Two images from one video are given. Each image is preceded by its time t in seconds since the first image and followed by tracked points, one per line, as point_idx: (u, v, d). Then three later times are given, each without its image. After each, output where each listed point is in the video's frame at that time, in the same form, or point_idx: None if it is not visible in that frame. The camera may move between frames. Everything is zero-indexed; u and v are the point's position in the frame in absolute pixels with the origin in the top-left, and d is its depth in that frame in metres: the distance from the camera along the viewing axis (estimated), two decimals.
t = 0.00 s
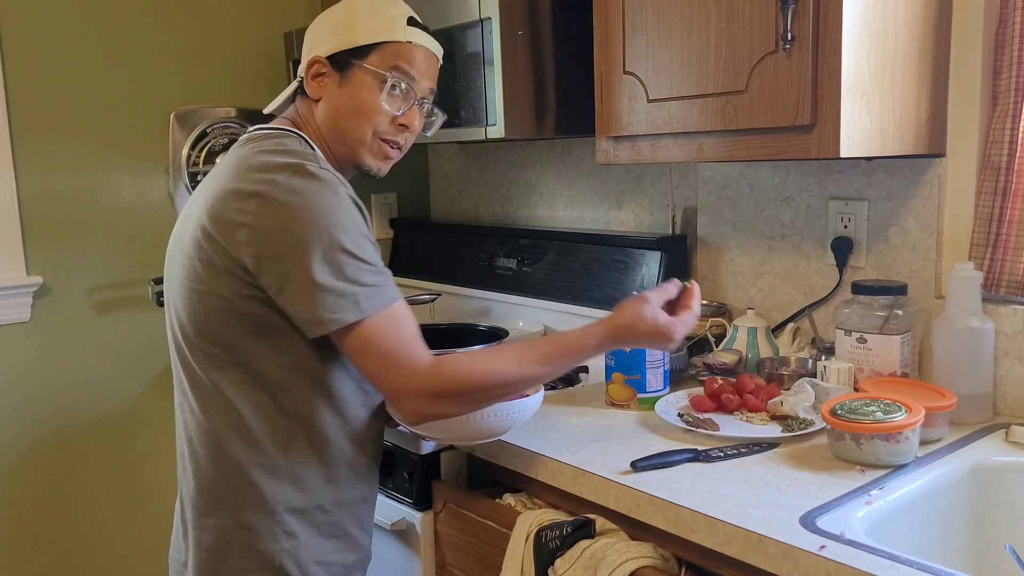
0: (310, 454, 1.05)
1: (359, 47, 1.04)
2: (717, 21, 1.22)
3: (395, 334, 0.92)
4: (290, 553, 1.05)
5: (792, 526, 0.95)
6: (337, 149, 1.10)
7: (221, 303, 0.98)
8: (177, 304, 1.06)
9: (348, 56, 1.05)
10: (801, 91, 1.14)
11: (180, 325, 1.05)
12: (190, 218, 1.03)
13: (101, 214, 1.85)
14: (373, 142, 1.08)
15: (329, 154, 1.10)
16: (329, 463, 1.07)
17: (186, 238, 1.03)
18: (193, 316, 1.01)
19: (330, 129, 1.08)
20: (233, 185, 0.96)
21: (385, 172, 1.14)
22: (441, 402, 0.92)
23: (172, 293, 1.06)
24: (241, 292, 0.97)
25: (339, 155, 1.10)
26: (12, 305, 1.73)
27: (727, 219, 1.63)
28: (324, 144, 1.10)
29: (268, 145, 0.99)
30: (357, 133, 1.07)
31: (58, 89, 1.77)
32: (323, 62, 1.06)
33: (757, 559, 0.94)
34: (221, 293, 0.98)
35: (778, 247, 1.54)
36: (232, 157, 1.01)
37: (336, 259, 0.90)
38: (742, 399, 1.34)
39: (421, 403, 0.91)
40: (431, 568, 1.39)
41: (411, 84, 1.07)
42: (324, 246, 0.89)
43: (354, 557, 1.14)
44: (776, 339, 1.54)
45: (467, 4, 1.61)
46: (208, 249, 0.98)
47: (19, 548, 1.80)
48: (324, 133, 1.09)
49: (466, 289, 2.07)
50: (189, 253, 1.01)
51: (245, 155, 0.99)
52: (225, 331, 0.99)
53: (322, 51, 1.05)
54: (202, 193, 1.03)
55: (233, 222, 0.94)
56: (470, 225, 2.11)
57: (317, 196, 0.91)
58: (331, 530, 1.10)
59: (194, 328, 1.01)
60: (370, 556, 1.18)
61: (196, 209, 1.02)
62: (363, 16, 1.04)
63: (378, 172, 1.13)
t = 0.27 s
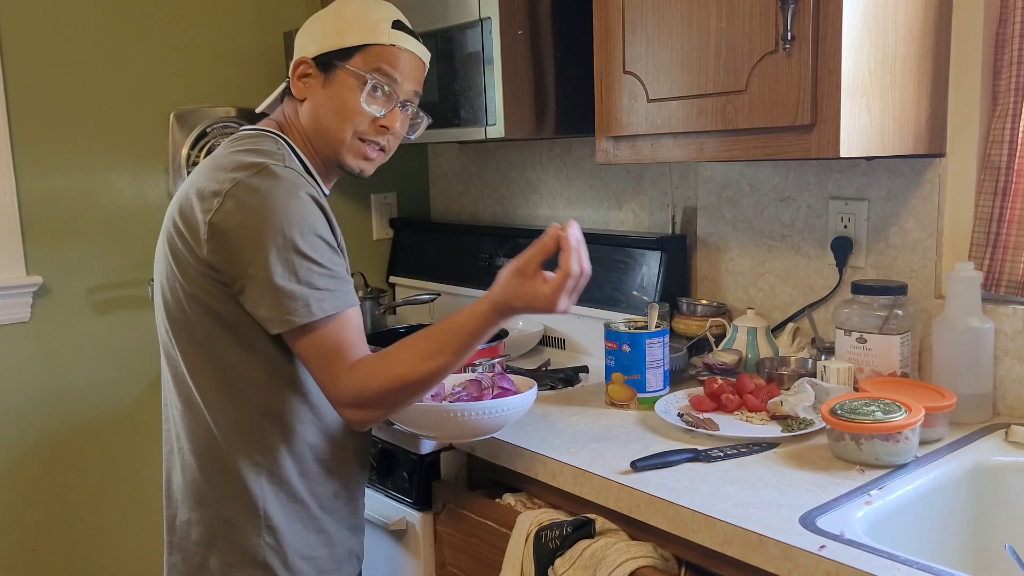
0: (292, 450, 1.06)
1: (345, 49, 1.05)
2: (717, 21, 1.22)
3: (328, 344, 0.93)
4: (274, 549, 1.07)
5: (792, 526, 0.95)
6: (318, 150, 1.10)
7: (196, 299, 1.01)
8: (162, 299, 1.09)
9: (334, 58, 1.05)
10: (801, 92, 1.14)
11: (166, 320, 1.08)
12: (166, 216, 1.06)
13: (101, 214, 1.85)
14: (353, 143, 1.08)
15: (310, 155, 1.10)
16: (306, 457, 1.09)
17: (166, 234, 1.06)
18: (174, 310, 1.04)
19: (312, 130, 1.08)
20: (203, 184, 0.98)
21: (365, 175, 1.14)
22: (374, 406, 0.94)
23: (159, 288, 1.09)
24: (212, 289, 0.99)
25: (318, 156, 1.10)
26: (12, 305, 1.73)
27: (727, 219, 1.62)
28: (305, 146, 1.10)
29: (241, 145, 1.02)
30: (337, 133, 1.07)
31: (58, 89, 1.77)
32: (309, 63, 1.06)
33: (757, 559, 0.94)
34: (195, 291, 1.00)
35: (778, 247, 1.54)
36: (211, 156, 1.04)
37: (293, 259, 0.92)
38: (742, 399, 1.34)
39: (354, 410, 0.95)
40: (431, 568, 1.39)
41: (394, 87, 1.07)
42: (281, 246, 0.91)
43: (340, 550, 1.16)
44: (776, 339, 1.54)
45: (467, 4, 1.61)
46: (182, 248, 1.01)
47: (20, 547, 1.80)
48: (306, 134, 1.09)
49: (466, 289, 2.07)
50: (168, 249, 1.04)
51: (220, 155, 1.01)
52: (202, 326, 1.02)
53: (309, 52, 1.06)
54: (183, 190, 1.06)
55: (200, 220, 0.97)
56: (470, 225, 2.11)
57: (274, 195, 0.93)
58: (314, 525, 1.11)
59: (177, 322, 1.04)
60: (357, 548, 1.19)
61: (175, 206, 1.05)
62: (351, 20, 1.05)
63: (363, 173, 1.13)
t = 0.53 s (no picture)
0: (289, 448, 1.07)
1: (344, 55, 1.05)
2: (717, 21, 1.22)
3: (301, 341, 0.94)
4: (267, 545, 1.07)
5: (792, 525, 0.95)
6: (309, 153, 1.10)
7: (184, 300, 1.01)
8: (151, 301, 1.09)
9: (333, 63, 1.05)
10: (801, 91, 1.14)
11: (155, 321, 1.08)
12: (154, 220, 1.06)
13: (101, 214, 1.85)
14: (348, 148, 1.08)
15: (301, 157, 1.10)
16: (301, 455, 1.09)
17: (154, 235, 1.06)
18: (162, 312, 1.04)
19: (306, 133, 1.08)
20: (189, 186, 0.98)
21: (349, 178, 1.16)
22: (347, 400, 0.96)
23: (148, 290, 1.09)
24: (198, 291, 0.99)
25: (309, 158, 1.11)
26: (13, 305, 1.73)
27: (726, 220, 1.63)
28: (297, 146, 1.10)
29: (228, 146, 1.02)
30: (332, 138, 1.07)
31: (58, 89, 1.77)
32: (306, 65, 1.05)
33: (757, 559, 0.94)
34: (182, 293, 1.00)
35: (778, 247, 1.55)
36: (198, 158, 1.04)
37: (278, 258, 0.92)
38: (742, 399, 1.34)
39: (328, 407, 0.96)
40: (431, 568, 1.39)
41: (390, 96, 1.08)
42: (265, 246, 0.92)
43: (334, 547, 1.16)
44: (776, 339, 1.54)
45: (467, 4, 1.61)
46: (169, 250, 1.01)
47: (20, 548, 1.80)
48: (299, 136, 1.09)
49: (466, 289, 2.07)
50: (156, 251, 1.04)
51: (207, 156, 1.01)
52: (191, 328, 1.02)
53: (305, 54, 1.05)
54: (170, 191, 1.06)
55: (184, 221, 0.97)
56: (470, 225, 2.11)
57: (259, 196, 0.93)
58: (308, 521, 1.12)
59: (166, 324, 1.04)
60: (351, 545, 1.20)
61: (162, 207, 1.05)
62: (349, 26, 1.05)
63: (353, 177, 1.13)
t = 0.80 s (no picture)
0: (288, 446, 1.07)
1: (375, 80, 1.08)
2: (717, 21, 1.22)
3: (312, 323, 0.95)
4: (265, 545, 1.07)
5: (792, 525, 0.95)
6: (318, 163, 1.12)
7: (181, 302, 1.01)
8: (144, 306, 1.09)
9: (362, 85, 1.08)
10: (801, 91, 1.14)
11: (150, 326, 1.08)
12: (147, 224, 1.06)
13: (101, 214, 1.85)
14: (361, 164, 1.15)
15: (307, 166, 1.12)
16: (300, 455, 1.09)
17: (148, 239, 1.06)
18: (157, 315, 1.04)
19: (322, 146, 1.10)
20: (186, 186, 1.00)
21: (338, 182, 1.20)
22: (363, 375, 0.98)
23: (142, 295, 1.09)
24: (196, 291, 1.00)
25: (316, 167, 1.13)
26: (12, 305, 1.73)
27: (726, 220, 1.63)
28: (306, 156, 1.11)
29: (221, 146, 1.03)
30: (349, 154, 1.12)
31: (57, 89, 1.77)
32: (335, 82, 1.06)
33: (757, 559, 0.94)
34: (178, 294, 1.01)
35: (778, 247, 1.55)
36: (191, 160, 1.05)
37: (283, 249, 0.94)
38: (742, 399, 1.34)
39: (348, 386, 0.97)
40: (431, 568, 1.39)
41: (403, 118, 1.14)
42: (273, 237, 0.94)
43: (335, 547, 1.16)
44: (776, 339, 1.54)
45: (467, 4, 1.61)
46: (165, 252, 1.02)
47: (20, 548, 1.80)
48: (312, 147, 1.10)
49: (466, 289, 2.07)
50: (150, 254, 1.04)
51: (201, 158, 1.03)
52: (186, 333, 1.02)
53: (336, 72, 1.05)
54: (162, 194, 1.07)
55: (182, 221, 0.98)
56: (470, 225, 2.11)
57: (261, 191, 0.95)
58: (310, 521, 1.12)
59: (161, 327, 1.05)
60: (348, 544, 1.20)
61: (156, 209, 1.06)
62: (377, 48, 1.08)
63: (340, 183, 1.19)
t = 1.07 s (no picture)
0: (290, 447, 1.07)
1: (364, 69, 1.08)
2: (717, 21, 1.22)
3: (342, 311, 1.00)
4: (268, 545, 1.07)
5: (792, 526, 0.95)
6: (317, 158, 1.13)
7: (190, 302, 1.01)
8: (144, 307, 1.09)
9: (351, 75, 1.07)
10: (801, 92, 1.14)
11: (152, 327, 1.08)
12: (150, 225, 1.06)
13: (102, 214, 1.85)
14: (358, 154, 1.15)
15: (306, 162, 1.12)
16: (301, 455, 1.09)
17: (151, 239, 1.06)
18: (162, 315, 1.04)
19: (318, 140, 1.10)
20: (194, 185, 1.00)
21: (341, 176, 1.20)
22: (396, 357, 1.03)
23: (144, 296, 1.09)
24: (208, 290, 1.01)
25: (315, 162, 1.13)
26: (13, 305, 1.73)
27: (726, 220, 1.63)
28: (303, 152, 1.11)
29: (225, 144, 1.04)
30: (346, 147, 1.12)
31: (57, 89, 1.77)
32: (323, 75, 1.06)
33: (757, 559, 0.94)
34: (188, 294, 1.01)
35: (778, 247, 1.55)
36: (191, 158, 1.05)
37: (306, 243, 0.97)
38: (741, 399, 1.34)
39: (387, 368, 1.03)
40: (431, 568, 1.39)
41: (397, 105, 1.14)
42: (294, 234, 0.96)
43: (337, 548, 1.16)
44: (776, 339, 1.54)
45: (467, 4, 1.61)
46: (174, 252, 1.02)
47: (20, 548, 1.80)
48: (308, 142, 1.10)
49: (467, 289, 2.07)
50: (155, 255, 1.04)
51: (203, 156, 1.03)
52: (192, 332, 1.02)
53: (324, 64, 1.05)
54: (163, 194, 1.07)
55: (196, 219, 0.99)
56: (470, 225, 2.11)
57: (280, 187, 0.98)
58: (318, 522, 1.12)
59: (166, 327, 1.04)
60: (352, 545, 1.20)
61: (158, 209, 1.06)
62: (363, 35, 1.07)
63: (339, 177, 1.19)
